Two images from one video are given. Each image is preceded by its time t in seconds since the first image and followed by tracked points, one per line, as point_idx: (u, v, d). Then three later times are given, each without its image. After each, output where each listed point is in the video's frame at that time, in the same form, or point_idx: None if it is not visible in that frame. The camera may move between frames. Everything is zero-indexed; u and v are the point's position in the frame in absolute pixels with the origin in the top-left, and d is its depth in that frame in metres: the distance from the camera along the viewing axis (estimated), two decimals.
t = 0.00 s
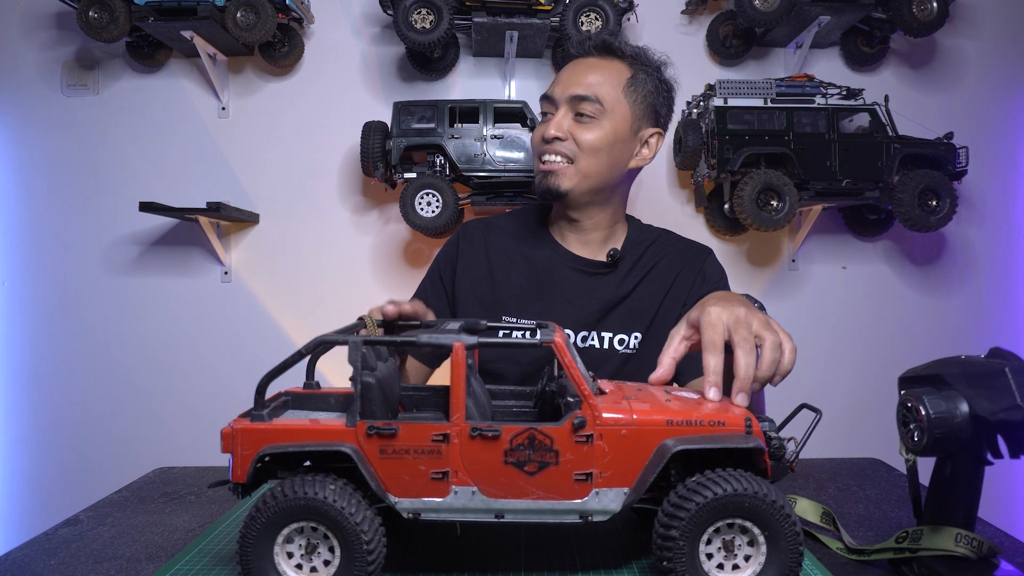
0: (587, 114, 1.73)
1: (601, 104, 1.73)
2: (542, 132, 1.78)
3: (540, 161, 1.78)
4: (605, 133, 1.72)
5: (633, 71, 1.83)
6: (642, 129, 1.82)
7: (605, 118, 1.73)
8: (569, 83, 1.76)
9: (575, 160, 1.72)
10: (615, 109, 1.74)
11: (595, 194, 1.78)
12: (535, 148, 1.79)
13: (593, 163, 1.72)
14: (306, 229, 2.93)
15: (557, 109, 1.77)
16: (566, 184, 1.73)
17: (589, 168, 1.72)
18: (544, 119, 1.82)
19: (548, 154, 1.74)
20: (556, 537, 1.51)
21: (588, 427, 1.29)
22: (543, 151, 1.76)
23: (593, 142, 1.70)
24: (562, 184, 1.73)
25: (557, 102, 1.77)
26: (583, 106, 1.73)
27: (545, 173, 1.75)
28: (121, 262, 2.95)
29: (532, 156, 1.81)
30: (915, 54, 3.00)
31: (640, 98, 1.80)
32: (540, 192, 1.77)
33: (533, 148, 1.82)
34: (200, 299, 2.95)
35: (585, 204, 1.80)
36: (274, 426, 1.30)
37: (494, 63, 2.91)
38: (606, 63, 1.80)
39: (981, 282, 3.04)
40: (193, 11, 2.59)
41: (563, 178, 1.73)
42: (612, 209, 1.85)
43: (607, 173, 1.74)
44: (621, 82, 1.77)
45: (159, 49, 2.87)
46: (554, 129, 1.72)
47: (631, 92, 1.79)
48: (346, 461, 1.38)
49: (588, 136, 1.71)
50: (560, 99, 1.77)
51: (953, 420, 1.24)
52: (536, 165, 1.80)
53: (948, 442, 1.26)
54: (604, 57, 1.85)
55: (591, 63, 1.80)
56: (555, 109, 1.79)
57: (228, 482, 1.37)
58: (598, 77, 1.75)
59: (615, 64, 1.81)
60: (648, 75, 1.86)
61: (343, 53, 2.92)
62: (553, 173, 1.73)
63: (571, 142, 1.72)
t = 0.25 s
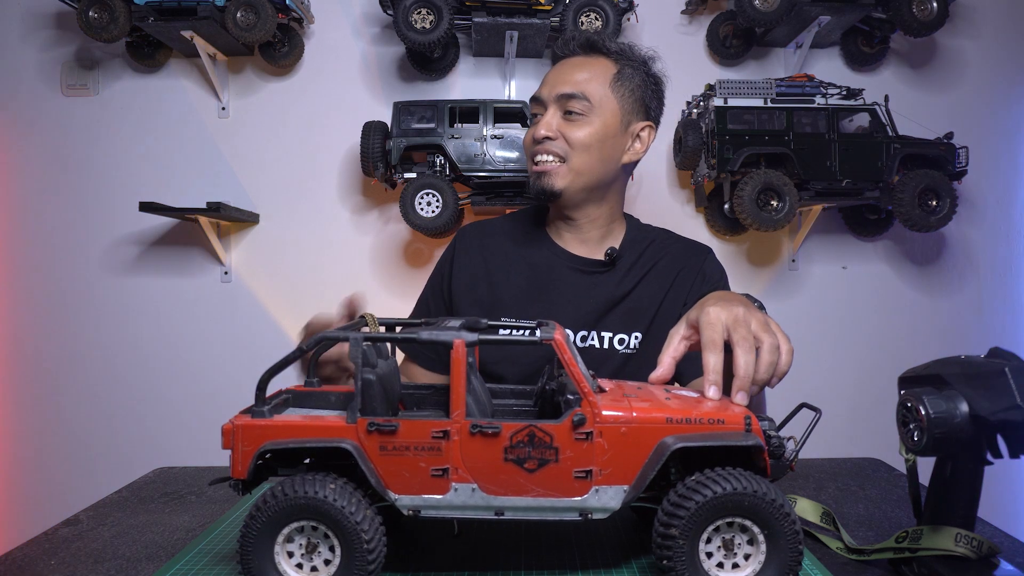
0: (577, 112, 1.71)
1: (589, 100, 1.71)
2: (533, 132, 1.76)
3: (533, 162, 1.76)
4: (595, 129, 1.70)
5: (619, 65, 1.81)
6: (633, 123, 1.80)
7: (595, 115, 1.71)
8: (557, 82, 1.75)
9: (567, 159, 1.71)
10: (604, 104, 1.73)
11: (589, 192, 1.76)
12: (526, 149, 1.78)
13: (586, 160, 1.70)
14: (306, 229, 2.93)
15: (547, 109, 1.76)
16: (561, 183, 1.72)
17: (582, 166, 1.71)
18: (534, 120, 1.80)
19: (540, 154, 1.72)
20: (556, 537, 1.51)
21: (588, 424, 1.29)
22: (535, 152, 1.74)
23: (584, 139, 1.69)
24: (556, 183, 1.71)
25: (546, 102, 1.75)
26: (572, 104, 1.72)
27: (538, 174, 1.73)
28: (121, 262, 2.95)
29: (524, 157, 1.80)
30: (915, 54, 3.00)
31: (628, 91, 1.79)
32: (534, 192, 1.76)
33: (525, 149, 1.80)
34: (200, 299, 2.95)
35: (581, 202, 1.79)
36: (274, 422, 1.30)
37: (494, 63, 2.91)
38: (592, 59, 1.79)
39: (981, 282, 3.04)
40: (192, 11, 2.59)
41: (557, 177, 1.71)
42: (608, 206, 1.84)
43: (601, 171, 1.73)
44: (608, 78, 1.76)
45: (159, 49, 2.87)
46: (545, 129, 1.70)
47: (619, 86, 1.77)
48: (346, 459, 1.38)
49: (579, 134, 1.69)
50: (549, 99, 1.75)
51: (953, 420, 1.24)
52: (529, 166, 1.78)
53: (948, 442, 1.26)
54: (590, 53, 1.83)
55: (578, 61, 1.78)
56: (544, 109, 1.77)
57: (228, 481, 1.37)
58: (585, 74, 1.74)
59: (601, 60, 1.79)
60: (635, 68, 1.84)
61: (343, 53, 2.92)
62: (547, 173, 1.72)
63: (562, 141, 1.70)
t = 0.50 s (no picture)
0: (559, 113, 1.71)
1: (572, 100, 1.71)
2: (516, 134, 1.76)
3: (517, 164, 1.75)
4: (579, 128, 1.70)
5: (601, 64, 1.80)
6: (616, 121, 1.79)
7: (578, 115, 1.71)
8: (540, 83, 1.74)
9: (551, 159, 1.70)
10: (586, 103, 1.72)
11: (574, 191, 1.76)
12: (510, 151, 1.77)
13: (570, 160, 1.70)
14: (306, 229, 2.93)
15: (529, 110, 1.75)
16: (545, 183, 1.71)
17: (567, 165, 1.70)
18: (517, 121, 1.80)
19: (525, 155, 1.72)
20: (556, 536, 1.51)
21: (587, 424, 1.29)
22: (519, 153, 1.73)
23: (567, 139, 1.68)
24: (541, 183, 1.70)
25: (529, 103, 1.75)
26: (555, 105, 1.71)
27: (523, 175, 1.73)
28: (121, 262, 2.95)
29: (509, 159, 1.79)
30: (915, 54, 3.00)
31: (610, 90, 1.78)
32: (520, 194, 1.75)
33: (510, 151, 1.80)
34: (200, 298, 2.95)
35: (566, 202, 1.78)
36: (274, 422, 1.30)
37: (494, 63, 2.91)
38: (573, 59, 1.78)
39: (981, 282, 3.04)
40: (192, 11, 2.59)
41: (541, 177, 1.71)
42: (593, 205, 1.84)
43: (585, 170, 1.73)
44: (591, 77, 1.75)
45: (159, 49, 2.87)
46: (528, 130, 1.70)
47: (601, 85, 1.76)
48: (346, 459, 1.38)
49: (563, 134, 1.69)
50: (531, 99, 1.75)
51: (953, 421, 1.24)
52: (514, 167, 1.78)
53: (948, 443, 1.26)
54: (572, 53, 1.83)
55: (560, 61, 1.78)
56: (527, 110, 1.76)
57: (228, 481, 1.37)
58: (567, 74, 1.73)
59: (583, 59, 1.79)
60: (616, 67, 1.83)
61: (343, 53, 2.92)
62: (532, 174, 1.71)
63: (545, 141, 1.69)
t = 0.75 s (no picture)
0: (547, 114, 1.69)
1: (560, 101, 1.69)
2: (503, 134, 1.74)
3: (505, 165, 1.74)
4: (567, 129, 1.69)
5: (587, 63, 1.79)
6: (603, 121, 1.79)
7: (565, 115, 1.69)
8: (527, 83, 1.72)
9: (539, 160, 1.69)
10: (573, 104, 1.71)
11: (562, 191, 1.75)
12: (497, 152, 1.75)
13: (558, 161, 1.69)
14: (306, 229, 2.93)
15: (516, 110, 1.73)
16: (534, 185, 1.70)
17: (555, 167, 1.69)
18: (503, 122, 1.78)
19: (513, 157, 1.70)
20: (556, 537, 1.51)
21: (587, 424, 1.29)
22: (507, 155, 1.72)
23: (556, 141, 1.67)
24: (529, 185, 1.69)
25: (515, 104, 1.73)
26: (541, 106, 1.70)
27: (512, 177, 1.71)
28: (121, 262, 2.95)
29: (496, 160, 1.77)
30: (915, 54, 3.00)
31: (596, 89, 1.77)
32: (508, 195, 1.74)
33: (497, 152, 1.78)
34: (200, 298, 2.95)
35: (555, 203, 1.78)
36: (274, 422, 1.30)
37: (494, 63, 2.91)
38: (558, 59, 1.76)
39: (981, 281, 3.04)
40: (192, 11, 2.59)
41: (529, 180, 1.70)
42: (582, 205, 1.83)
43: (573, 171, 1.72)
44: (577, 77, 1.74)
45: (159, 49, 2.87)
46: (516, 132, 1.68)
47: (589, 84, 1.75)
48: (346, 459, 1.38)
49: (551, 136, 1.68)
50: (518, 100, 1.73)
51: (953, 421, 1.24)
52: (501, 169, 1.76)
53: (948, 442, 1.26)
54: (556, 52, 1.81)
55: (546, 60, 1.76)
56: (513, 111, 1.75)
57: (228, 481, 1.37)
58: (554, 74, 1.71)
59: (568, 59, 1.77)
60: (602, 66, 1.82)
61: (344, 54, 2.92)
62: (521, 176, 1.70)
63: (533, 143, 1.68)
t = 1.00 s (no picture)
0: (544, 113, 1.69)
1: (557, 100, 1.69)
2: (501, 134, 1.74)
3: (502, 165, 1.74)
4: (564, 129, 1.68)
5: (584, 62, 1.79)
6: (601, 120, 1.79)
7: (562, 115, 1.69)
8: (524, 82, 1.72)
9: (537, 160, 1.69)
10: (570, 103, 1.70)
11: (560, 191, 1.75)
12: (495, 152, 1.75)
13: (555, 161, 1.69)
14: (307, 229, 2.93)
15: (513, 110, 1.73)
16: (532, 185, 1.70)
17: (552, 167, 1.69)
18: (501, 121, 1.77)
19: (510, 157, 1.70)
20: (556, 537, 1.51)
21: (587, 424, 1.29)
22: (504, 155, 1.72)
23: (553, 140, 1.67)
24: (527, 185, 1.69)
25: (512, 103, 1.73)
26: (538, 105, 1.69)
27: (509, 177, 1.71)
28: (121, 262, 2.95)
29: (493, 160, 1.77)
30: (915, 54, 3.00)
31: (593, 88, 1.76)
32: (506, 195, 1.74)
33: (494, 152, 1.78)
34: (200, 299, 2.95)
35: (553, 203, 1.77)
36: (274, 423, 1.30)
37: (494, 63, 2.91)
38: (555, 58, 1.76)
39: (981, 282, 3.04)
40: (193, 11, 2.59)
41: (527, 179, 1.70)
42: (581, 205, 1.83)
43: (570, 171, 1.72)
44: (574, 76, 1.73)
45: (159, 49, 2.87)
46: (513, 131, 1.68)
47: (586, 84, 1.75)
48: (346, 459, 1.38)
49: (547, 135, 1.67)
50: (515, 100, 1.72)
51: (953, 420, 1.24)
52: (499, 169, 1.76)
53: (948, 443, 1.26)
54: (553, 51, 1.81)
55: (544, 60, 1.76)
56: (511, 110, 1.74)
57: (228, 480, 1.37)
58: (551, 74, 1.71)
59: (565, 58, 1.77)
60: (600, 65, 1.82)
61: (344, 54, 2.92)
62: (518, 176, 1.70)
63: (530, 143, 1.68)
